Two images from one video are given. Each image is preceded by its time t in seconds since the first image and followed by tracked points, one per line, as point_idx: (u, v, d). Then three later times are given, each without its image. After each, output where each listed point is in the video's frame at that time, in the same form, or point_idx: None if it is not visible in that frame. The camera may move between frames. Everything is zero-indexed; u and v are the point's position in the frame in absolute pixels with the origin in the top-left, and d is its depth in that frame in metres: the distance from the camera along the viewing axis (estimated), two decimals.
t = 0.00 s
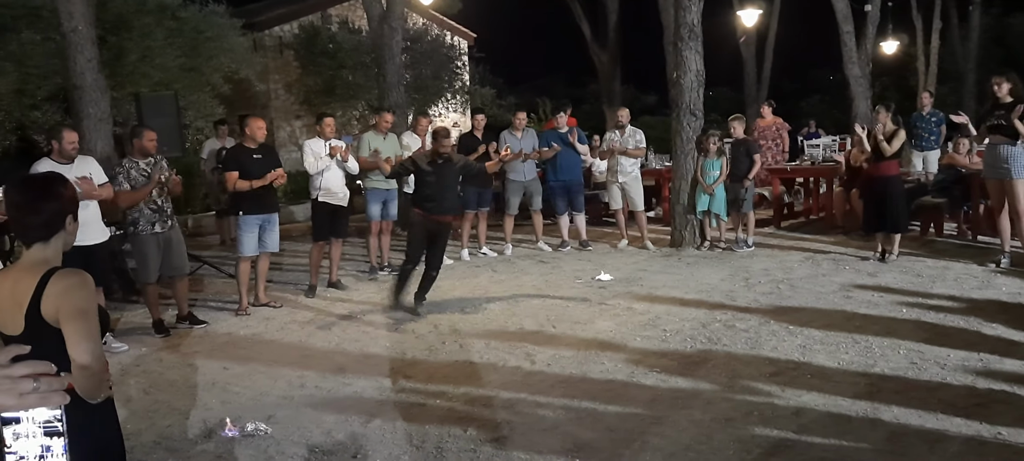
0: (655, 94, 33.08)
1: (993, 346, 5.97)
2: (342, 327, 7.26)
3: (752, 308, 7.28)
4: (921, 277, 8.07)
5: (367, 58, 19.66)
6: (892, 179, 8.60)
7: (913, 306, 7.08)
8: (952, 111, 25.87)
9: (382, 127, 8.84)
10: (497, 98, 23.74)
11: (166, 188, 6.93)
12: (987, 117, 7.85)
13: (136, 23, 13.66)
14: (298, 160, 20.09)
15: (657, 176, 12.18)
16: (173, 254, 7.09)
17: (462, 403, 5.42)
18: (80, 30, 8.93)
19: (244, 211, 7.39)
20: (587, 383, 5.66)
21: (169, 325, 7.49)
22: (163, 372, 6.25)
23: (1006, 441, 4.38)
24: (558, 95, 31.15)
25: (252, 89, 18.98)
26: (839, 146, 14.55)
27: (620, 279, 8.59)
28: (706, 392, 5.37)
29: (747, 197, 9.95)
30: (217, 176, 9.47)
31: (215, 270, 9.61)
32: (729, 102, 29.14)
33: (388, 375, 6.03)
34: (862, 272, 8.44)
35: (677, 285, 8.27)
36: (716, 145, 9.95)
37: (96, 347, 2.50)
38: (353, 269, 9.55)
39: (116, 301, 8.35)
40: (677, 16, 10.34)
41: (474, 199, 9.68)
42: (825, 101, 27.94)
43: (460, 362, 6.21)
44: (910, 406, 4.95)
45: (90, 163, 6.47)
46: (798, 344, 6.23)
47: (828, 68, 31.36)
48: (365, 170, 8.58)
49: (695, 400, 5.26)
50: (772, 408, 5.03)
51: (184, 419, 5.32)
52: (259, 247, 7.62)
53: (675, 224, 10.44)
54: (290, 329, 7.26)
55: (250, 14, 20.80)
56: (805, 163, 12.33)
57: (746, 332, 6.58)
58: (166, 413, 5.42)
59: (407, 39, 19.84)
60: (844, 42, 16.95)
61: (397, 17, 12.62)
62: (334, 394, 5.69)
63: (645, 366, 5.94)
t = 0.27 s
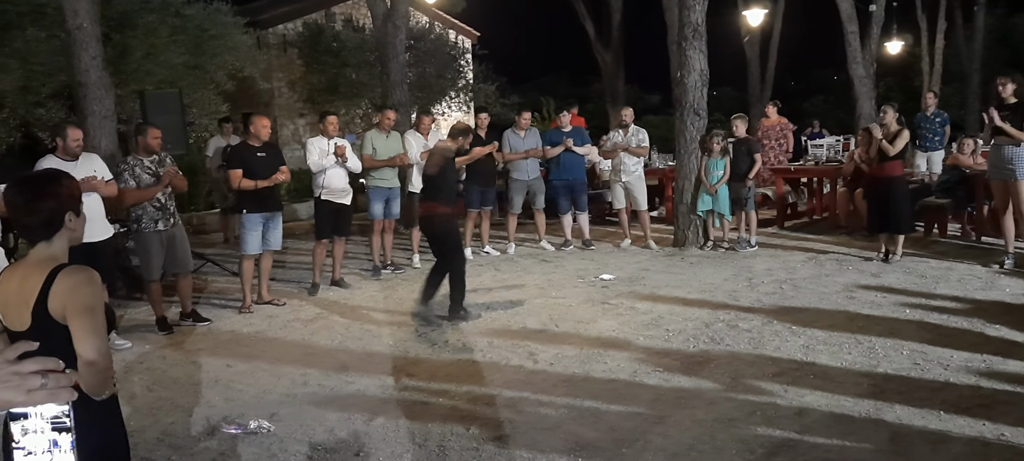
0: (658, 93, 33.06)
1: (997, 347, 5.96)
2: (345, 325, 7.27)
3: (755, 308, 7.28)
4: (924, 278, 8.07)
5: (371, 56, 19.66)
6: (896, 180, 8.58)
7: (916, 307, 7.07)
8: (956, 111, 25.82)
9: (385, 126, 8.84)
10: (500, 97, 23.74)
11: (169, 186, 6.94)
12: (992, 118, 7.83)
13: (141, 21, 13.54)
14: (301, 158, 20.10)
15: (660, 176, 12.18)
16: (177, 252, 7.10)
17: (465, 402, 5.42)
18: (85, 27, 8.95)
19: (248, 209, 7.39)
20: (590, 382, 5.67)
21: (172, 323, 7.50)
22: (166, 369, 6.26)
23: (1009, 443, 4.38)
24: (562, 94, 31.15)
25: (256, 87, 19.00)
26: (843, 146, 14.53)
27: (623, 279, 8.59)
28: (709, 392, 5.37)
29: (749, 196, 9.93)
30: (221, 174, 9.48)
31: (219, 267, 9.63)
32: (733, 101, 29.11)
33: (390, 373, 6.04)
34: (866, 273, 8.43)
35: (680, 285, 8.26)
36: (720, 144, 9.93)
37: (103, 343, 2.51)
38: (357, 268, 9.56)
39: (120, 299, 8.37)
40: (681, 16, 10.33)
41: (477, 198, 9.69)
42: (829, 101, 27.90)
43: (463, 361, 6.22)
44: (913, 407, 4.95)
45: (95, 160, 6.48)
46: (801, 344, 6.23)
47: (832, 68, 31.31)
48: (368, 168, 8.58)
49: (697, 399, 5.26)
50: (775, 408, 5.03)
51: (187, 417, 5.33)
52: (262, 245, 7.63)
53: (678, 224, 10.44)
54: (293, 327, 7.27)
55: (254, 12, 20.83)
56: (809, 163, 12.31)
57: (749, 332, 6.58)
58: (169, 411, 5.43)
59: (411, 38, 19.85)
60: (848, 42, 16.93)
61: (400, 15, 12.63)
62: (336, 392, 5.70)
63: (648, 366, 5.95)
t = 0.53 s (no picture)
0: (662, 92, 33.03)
1: (1000, 347, 5.95)
2: (348, 323, 7.28)
3: (758, 308, 7.28)
4: (928, 278, 8.06)
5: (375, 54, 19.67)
6: (901, 179, 8.57)
7: (920, 307, 7.06)
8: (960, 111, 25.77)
9: (389, 124, 8.84)
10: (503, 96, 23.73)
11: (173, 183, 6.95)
12: (996, 118, 7.82)
13: (144, 18, 13.47)
14: (305, 156, 20.12)
15: (664, 175, 12.18)
16: (180, 249, 7.11)
17: (468, 400, 5.43)
18: (90, 25, 8.98)
19: (251, 207, 7.41)
20: (593, 381, 5.67)
21: (176, 320, 7.52)
22: (170, 366, 6.28)
23: (1012, 443, 4.37)
24: (566, 93, 31.15)
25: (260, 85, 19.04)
26: (847, 145, 14.52)
27: (626, 277, 8.59)
28: (712, 391, 5.37)
29: (752, 196, 9.93)
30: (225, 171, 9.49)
31: (222, 265, 9.64)
32: (737, 100, 29.08)
33: (394, 371, 6.05)
34: (869, 273, 8.42)
35: (683, 284, 8.26)
36: (724, 144, 9.92)
37: (109, 339, 2.52)
38: (360, 266, 9.57)
39: (124, 296, 8.39)
40: (685, 15, 10.33)
41: (481, 196, 9.72)
42: (834, 100, 27.86)
43: (466, 359, 6.22)
44: (916, 407, 4.94)
45: (99, 157, 6.52)
46: (805, 344, 6.22)
47: (837, 66, 31.26)
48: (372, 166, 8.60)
49: (700, 398, 5.26)
50: (778, 408, 5.03)
51: (190, 414, 5.35)
52: (266, 243, 7.65)
53: (682, 223, 10.44)
54: (296, 325, 7.29)
55: (258, 10, 20.85)
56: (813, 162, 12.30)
57: (752, 331, 6.58)
58: (173, 408, 5.45)
59: (414, 36, 19.86)
60: (853, 41, 16.89)
61: (404, 14, 12.64)
62: (340, 389, 5.71)
63: (651, 365, 5.95)
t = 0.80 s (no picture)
0: (665, 90, 32.98)
1: (1003, 346, 5.94)
2: (350, 321, 7.28)
3: (760, 306, 7.27)
4: (931, 277, 8.04)
5: (377, 52, 19.65)
6: (904, 178, 8.54)
7: (922, 306, 7.05)
8: (964, 109, 25.74)
9: (391, 122, 8.84)
10: (506, 94, 23.71)
11: (174, 180, 6.96)
12: (1000, 116, 7.80)
13: (147, 16, 13.54)
14: (308, 154, 20.13)
15: (666, 173, 12.17)
16: (182, 246, 7.12)
17: (470, 397, 5.43)
18: (93, 22, 8.98)
19: (253, 205, 7.41)
20: (594, 379, 5.67)
21: (178, 317, 7.52)
22: (172, 363, 6.28)
23: (1015, 442, 4.36)
24: (568, 91, 31.12)
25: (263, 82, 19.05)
26: (850, 144, 14.49)
27: (628, 276, 8.59)
28: (713, 390, 5.36)
29: (755, 194, 9.91)
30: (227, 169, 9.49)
31: (224, 263, 9.64)
32: (741, 98, 29.04)
33: (395, 369, 6.04)
34: (872, 271, 8.41)
35: (685, 282, 8.25)
36: (726, 142, 9.89)
37: (111, 335, 2.53)
38: (362, 263, 9.57)
39: (126, 293, 8.40)
40: (688, 13, 10.31)
41: (482, 194, 9.75)
42: (837, 99, 27.81)
43: (468, 357, 6.22)
44: (917, 405, 4.94)
45: (101, 154, 6.51)
46: (807, 342, 6.21)
47: (840, 65, 31.20)
48: (374, 164, 8.60)
49: (701, 396, 5.26)
50: (779, 406, 5.02)
51: (192, 411, 5.35)
52: (268, 240, 7.65)
53: (684, 221, 10.43)
54: (298, 322, 7.29)
55: (261, 7, 20.84)
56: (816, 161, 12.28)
57: (754, 330, 6.57)
58: (175, 404, 5.46)
59: (417, 34, 19.84)
60: (856, 39, 16.85)
61: (407, 11, 12.63)
62: (341, 387, 5.71)
63: (652, 363, 5.94)
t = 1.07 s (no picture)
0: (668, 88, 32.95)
1: (1007, 345, 5.92)
2: (353, 318, 7.29)
3: (763, 304, 7.26)
4: (935, 275, 8.03)
5: (380, 50, 19.63)
6: (907, 176, 8.53)
7: (926, 304, 7.04)
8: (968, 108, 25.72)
9: (395, 119, 8.82)
10: (509, 92, 23.70)
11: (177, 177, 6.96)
12: (1005, 114, 7.77)
13: (151, 13, 13.60)
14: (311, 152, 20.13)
15: (669, 171, 12.16)
16: (186, 243, 7.13)
17: (472, 395, 5.43)
18: (96, 19, 8.99)
19: (256, 202, 7.42)
20: (597, 377, 5.66)
21: (181, 314, 7.54)
22: (175, 360, 6.29)
23: (1018, 440, 4.35)
24: (572, 89, 31.09)
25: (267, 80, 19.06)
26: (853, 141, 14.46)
27: (630, 274, 8.58)
28: (716, 388, 5.36)
29: (758, 192, 9.89)
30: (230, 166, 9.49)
31: (228, 260, 9.65)
32: (744, 96, 28.99)
33: (398, 366, 6.05)
34: (875, 269, 8.40)
35: (688, 280, 8.24)
36: (730, 140, 9.87)
37: (113, 332, 2.52)
38: (365, 261, 9.58)
39: (130, 290, 8.41)
40: (691, 10, 10.29)
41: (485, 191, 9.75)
42: (840, 97, 27.76)
43: (470, 355, 6.22)
44: (920, 403, 4.93)
45: (104, 151, 6.51)
46: (810, 341, 6.21)
47: (844, 63, 31.14)
48: (378, 161, 8.60)
49: (704, 394, 5.26)
50: (782, 404, 5.02)
51: (195, 408, 5.36)
52: (271, 237, 7.65)
53: (687, 219, 10.42)
54: (301, 319, 7.30)
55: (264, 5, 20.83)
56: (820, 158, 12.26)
57: (757, 328, 6.57)
58: (178, 401, 5.46)
59: (420, 31, 19.82)
60: (860, 36, 16.80)
61: (410, 9, 12.62)
62: (344, 384, 5.71)
63: (655, 360, 5.94)
